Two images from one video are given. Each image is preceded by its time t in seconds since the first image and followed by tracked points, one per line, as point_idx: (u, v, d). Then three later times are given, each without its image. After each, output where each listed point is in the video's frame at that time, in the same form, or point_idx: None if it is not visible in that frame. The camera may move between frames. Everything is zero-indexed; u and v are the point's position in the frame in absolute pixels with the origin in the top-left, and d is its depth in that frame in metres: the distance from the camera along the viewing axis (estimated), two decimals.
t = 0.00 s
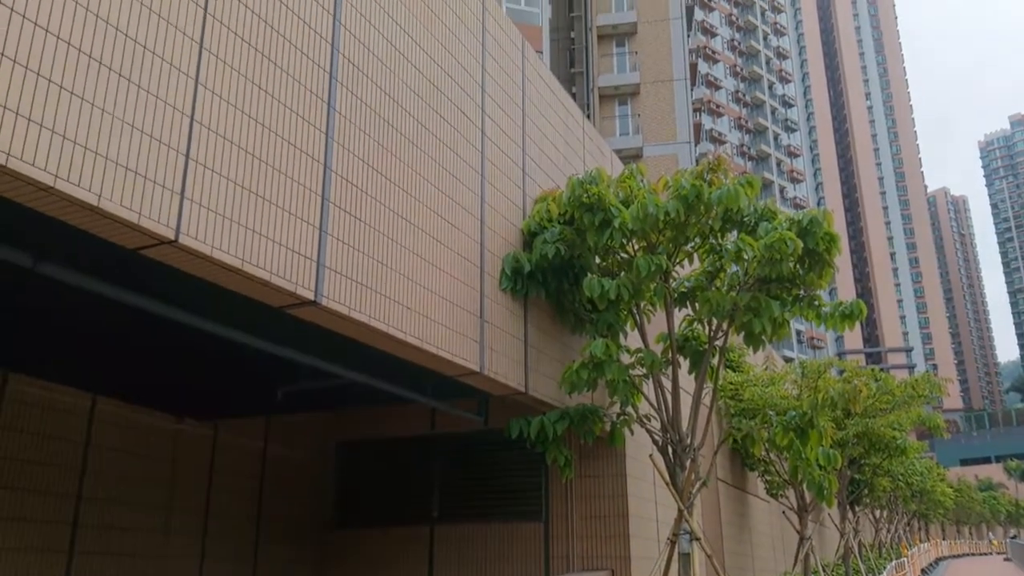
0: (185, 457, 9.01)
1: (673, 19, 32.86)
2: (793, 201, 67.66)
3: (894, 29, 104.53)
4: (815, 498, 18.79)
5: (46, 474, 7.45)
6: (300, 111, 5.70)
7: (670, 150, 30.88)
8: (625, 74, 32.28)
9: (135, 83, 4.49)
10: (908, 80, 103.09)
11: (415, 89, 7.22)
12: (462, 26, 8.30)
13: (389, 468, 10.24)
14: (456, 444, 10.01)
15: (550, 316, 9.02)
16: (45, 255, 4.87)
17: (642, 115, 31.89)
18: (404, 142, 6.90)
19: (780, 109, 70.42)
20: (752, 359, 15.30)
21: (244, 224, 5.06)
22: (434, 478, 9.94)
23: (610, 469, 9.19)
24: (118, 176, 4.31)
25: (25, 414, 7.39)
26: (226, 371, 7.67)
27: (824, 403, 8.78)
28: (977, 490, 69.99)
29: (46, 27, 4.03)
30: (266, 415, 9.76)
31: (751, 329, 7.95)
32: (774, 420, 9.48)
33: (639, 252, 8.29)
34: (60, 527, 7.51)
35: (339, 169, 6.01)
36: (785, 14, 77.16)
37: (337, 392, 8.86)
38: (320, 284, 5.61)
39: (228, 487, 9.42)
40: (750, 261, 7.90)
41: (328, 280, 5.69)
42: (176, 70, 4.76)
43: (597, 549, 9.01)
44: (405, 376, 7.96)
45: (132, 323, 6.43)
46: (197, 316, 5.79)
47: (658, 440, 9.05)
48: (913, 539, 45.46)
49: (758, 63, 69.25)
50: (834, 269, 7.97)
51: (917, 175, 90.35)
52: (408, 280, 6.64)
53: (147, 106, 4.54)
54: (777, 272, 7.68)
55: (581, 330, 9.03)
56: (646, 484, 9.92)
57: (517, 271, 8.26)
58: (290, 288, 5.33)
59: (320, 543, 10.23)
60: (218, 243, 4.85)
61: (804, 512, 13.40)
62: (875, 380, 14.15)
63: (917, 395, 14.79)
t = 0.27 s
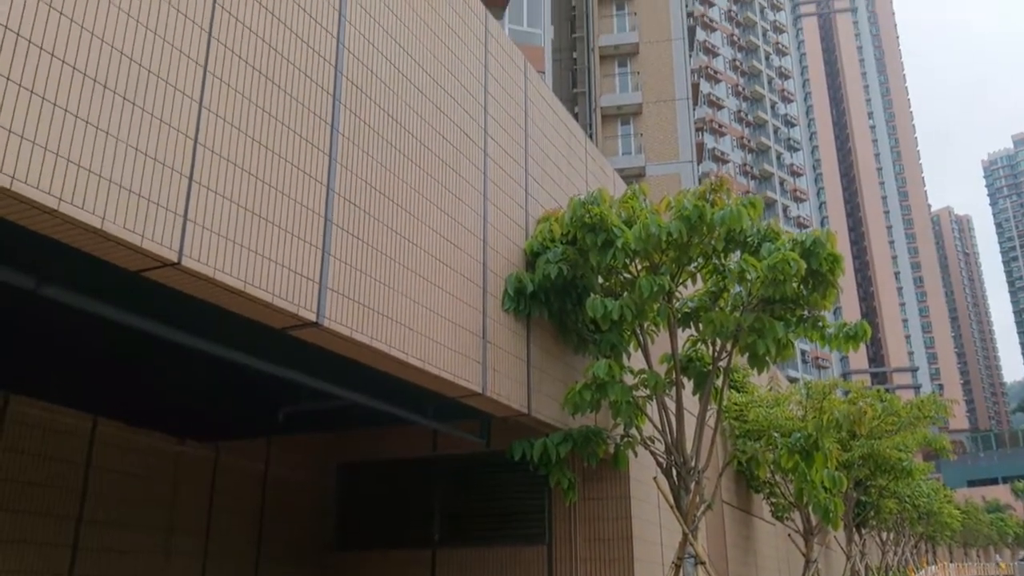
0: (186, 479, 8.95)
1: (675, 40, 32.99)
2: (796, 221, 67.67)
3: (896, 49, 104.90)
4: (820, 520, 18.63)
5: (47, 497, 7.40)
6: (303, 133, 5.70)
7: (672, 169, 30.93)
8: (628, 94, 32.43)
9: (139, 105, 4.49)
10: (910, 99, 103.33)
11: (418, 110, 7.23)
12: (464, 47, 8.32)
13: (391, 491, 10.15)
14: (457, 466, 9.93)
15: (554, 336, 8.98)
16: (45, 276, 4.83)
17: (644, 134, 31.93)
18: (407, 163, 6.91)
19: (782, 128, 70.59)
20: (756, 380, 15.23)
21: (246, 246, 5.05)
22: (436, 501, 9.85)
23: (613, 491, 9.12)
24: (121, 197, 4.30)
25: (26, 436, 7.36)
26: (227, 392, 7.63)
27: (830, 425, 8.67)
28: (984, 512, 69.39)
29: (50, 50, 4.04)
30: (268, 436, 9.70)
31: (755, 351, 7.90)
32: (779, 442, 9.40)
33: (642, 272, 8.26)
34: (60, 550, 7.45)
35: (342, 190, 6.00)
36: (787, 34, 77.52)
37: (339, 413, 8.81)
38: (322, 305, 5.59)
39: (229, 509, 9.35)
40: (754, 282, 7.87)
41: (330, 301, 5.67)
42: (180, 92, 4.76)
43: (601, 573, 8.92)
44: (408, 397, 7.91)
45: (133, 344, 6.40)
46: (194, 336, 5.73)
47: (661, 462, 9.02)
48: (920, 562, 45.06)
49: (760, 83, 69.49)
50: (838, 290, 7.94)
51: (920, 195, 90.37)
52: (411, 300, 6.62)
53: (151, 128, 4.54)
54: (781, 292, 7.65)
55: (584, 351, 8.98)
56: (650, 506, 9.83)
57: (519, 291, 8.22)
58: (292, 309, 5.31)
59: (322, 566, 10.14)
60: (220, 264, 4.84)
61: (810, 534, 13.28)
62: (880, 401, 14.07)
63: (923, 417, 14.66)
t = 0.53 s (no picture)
0: (184, 501, 8.91)
1: (672, 61, 33.20)
2: (794, 240, 67.79)
3: (893, 70, 105.58)
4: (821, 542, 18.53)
5: (43, 519, 7.36)
6: (303, 156, 5.73)
7: (670, 189, 31.14)
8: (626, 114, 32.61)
9: (140, 129, 4.52)
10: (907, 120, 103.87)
11: (418, 133, 7.27)
12: (463, 70, 8.39)
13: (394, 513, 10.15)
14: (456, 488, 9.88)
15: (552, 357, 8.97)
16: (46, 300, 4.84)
17: (643, 155, 32.07)
18: (406, 185, 6.94)
19: (780, 149, 70.94)
20: (756, 401, 15.20)
21: (246, 268, 5.06)
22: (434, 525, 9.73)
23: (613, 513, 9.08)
24: (121, 221, 4.32)
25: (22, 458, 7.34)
26: (224, 414, 7.61)
27: (829, 446, 8.66)
28: (986, 532, 68.98)
29: (52, 75, 4.08)
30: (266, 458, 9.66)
31: (754, 371, 7.90)
32: (779, 463, 9.37)
33: (641, 292, 8.27)
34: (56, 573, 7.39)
35: (341, 212, 6.03)
36: (784, 56, 78.07)
37: (337, 435, 8.78)
38: (321, 327, 5.59)
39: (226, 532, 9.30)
40: (752, 302, 7.88)
41: (329, 323, 5.68)
42: (181, 116, 4.80)
43: None
44: (406, 419, 7.89)
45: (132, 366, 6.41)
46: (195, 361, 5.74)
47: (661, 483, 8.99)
48: None
49: (757, 104, 69.91)
50: (836, 310, 7.95)
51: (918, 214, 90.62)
52: (410, 321, 6.62)
53: (152, 151, 4.57)
54: (779, 313, 7.66)
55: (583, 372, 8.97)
56: (650, 528, 9.78)
57: (518, 311, 8.23)
58: (290, 331, 5.31)
59: None
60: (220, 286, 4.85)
61: (811, 556, 13.20)
62: (880, 421, 14.05)
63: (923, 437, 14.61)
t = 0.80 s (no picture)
0: (186, 527, 8.84)
1: (672, 83, 33.38)
2: (796, 259, 67.80)
3: (892, 90, 106.02)
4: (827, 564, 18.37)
5: (44, 546, 7.30)
6: (306, 181, 5.75)
7: (671, 211, 31.38)
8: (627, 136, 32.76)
9: (143, 156, 4.54)
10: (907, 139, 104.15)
11: (420, 157, 7.30)
12: (465, 94, 8.44)
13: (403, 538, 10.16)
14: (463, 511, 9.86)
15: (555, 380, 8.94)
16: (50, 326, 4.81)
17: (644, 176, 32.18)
18: (409, 209, 6.96)
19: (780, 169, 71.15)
20: (760, 422, 15.14)
21: (248, 293, 5.07)
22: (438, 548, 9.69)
23: (618, 537, 9.01)
24: (125, 247, 4.33)
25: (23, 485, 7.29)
26: (226, 440, 7.58)
27: (833, 467, 8.65)
28: (994, 553, 68.38)
29: (57, 103, 4.10)
30: (268, 483, 9.61)
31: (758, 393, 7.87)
32: (784, 485, 9.31)
33: (644, 314, 8.26)
34: None
35: (344, 237, 6.04)
36: (783, 77, 78.48)
37: (340, 460, 8.74)
38: (323, 352, 5.58)
39: (229, 558, 9.22)
40: (756, 323, 7.87)
41: (331, 347, 5.67)
42: (184, 143, 4.82)
43: None
44: (409, 443, 7.86)
45: (133, 392, 6.38)
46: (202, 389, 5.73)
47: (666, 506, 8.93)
48: None
49: (757, 124, 70.20)
50: (840, 331, 7.93)
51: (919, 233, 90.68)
52: (412, 345, 6.62)
53: (155, 178, 4.58)
54: (782, 334, 7.65)
55: (586, 394, 8.94)
56: (655, 552, 9.70)
57: (521, 334, 8.22)
58: (293, 356, 5.31)
59: None
60: (223, 312, 4.85)
61: None
62: (884, 442, 13.98)
63: (928, 457, 14.55)
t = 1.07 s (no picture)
0: (188, 546, 8.82)
1: (672, 100, 33.56)
2: (797, 275, 67.83)
3: (891, 106, 106.43)
4: None
5: (45, 566, 7.28)
6: (308, 200, 5.78)
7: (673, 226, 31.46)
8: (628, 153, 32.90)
9: (147, 176, 4.58)
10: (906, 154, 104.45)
11: (422, 176, 7.35)
12: (467, 113, 8.51)
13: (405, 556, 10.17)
14: (464, 528, 9.89)
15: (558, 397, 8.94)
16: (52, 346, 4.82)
17: (644, 192, 32.28)
18: (411, 227, 6.99)
19: (780, 184, 71.33)
20: (763, 438, 15.12)
21: (251, 312, 5.09)
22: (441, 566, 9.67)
23: (621, 554, 8.98)
24: (129, 267, 4.36)
25: (25, 505, 7.29)
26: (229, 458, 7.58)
27: (836, 483, 8.64)
28: (1000, 569, 67.92)
29: (62, 124, 4.15)
30: (270, 502, 9.59)
31: (760, 410, 7.87)
32: (787, 502, 9.29)
33: (645, 330, 8.27)
34: None
35: (347, 255, 6.07)
36: (783, 93, 78.83)
37: (342, 478, 8.73)
38: (325, 370, 5.60)
39: None
40: (757, 339, 7.88)
41: (334, 365, 5.69)
42: (188, 162, 4.86)
43: None
44: (411, 461, 7.85)
45: (136, 411, 6.39)
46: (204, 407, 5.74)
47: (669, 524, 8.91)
48: None
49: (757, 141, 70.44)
50: (842, 347, 7.95)
51: (921, 248, 90.74)
52: (414, 363, 6.63)
53: (159, 197, 4.62)
54: (784, 350, 7.68)
55: (588, 411, 8.92)
56: (658, 569, 9.67)
57: (523, 350, 8.24)
58: (295, 374, 5.32)
59: None
60: (226, 331, 4.87)
61: None
62: (888, 458, 13.96)
63: (931, 473, 14.52)
